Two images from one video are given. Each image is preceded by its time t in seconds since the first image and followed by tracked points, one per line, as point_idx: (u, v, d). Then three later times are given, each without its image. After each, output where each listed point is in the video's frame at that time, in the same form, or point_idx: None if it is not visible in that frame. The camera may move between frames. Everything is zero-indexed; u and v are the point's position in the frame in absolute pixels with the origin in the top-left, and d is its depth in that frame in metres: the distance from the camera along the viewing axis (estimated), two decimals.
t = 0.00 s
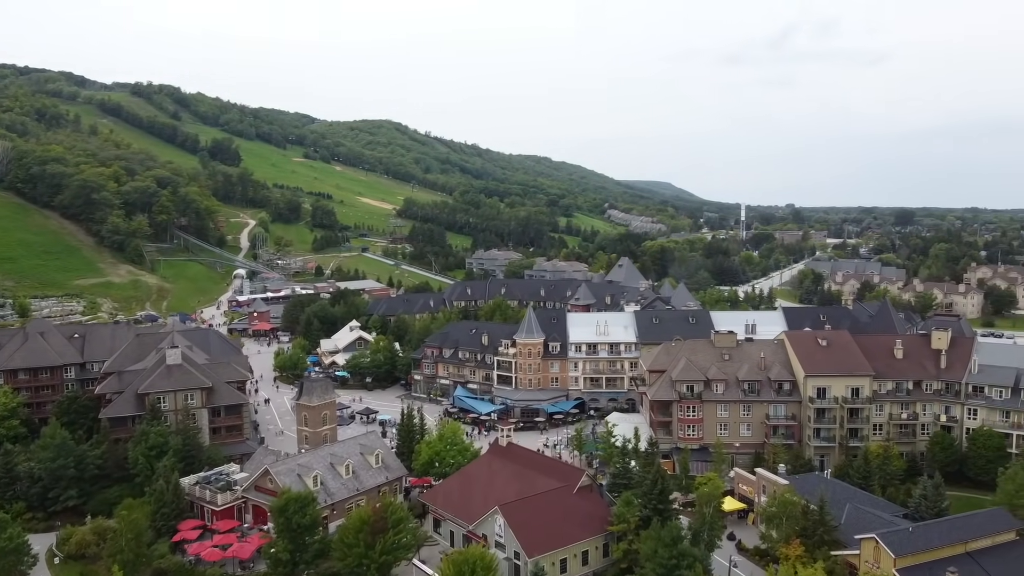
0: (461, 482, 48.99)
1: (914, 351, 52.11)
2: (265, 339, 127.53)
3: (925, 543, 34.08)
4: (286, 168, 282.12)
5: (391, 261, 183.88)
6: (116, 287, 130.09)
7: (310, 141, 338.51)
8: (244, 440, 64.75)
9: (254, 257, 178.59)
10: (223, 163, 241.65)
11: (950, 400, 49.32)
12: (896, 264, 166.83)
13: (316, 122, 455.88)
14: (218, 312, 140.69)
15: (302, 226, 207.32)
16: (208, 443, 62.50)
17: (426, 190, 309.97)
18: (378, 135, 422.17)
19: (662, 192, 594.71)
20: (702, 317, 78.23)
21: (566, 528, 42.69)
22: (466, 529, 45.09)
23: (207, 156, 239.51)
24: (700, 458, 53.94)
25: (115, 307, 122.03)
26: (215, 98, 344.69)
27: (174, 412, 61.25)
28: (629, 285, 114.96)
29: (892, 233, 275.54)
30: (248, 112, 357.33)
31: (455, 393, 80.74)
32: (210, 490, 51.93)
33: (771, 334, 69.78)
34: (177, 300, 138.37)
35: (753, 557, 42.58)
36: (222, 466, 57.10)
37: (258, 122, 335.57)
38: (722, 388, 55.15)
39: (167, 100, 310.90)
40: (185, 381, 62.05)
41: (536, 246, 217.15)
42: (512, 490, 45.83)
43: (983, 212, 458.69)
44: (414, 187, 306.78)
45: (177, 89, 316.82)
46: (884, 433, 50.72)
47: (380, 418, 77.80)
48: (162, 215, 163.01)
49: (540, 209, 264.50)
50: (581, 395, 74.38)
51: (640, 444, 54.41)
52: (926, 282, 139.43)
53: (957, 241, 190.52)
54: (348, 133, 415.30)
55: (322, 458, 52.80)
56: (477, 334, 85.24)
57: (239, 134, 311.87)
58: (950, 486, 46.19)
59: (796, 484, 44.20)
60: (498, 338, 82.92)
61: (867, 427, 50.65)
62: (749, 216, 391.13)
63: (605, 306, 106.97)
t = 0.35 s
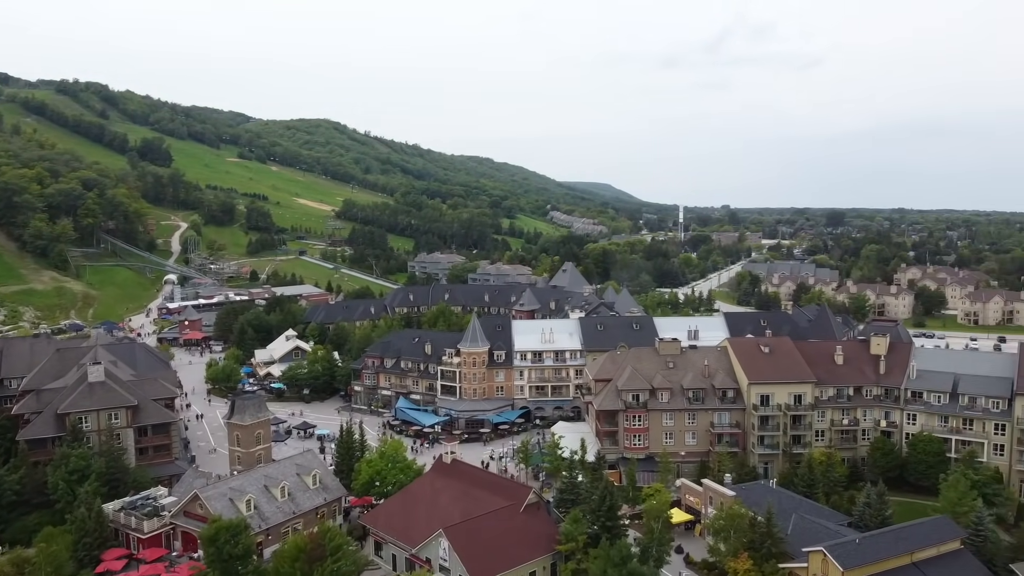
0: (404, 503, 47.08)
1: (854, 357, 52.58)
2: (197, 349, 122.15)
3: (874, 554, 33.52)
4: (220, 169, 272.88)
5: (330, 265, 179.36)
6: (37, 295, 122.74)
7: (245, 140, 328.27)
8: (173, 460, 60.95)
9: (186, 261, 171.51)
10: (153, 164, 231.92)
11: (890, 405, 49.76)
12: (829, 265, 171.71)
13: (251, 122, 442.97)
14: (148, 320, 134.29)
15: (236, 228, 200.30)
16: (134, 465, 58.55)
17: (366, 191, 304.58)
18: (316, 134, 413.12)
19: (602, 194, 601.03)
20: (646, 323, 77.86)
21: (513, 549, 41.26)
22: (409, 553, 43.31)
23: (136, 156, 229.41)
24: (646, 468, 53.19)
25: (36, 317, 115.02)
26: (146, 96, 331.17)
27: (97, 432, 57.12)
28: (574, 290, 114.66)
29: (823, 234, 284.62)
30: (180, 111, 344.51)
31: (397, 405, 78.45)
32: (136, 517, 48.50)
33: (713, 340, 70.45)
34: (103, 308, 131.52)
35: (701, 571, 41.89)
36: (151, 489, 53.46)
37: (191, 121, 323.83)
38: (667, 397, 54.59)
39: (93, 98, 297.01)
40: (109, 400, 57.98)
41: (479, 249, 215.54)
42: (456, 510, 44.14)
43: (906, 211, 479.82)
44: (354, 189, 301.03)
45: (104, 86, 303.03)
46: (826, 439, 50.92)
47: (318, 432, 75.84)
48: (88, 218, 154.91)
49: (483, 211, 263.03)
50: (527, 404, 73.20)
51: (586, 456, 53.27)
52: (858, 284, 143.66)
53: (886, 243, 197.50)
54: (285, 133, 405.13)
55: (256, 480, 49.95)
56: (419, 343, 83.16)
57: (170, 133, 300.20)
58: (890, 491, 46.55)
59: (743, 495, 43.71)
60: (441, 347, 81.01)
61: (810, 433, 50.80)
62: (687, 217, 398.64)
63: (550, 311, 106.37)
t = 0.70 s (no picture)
0: (350, 525, 45.00)
1: (802, 364, 52.80)
2: (131, 360, 116.59)
3: (829, 568, 33.05)
4: (156, 169, 263.03)
5: (272, 269, 174.21)
6: None
7: (183, 140, 317.41)
8: (104, 483, 57.08)
9: (120, 267, 164.16)
10: (85, 164, 221.89)
11: (838, 411, 50.03)
12: (771, 267, 175.49)
13: (189, 120, 429.11)
14: (78, 330, 127.69)
15: (173, 231, 192.86)
16: (61, 489, 54.55)
17: (309, 192, 297.99)
18: (257, 134, 402.68)
19: (549, 195, 603.87)
20: (596, 329, 77.26)
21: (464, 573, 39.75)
22: None
23: (66, 156, 219.08)
24: (599, 480, 52.07)
25: None
26: (77, 94, 317.32)
27: (21, 455, 53.03)
28: (523, 295, 113.82)
29: (764, 235, 291.65)
30: (114, 109, 331.11)
31: (342, 418, 75.98)
32: (62, 546, 45.02)
33: (662, 345, 70.53)
34: (30, 318, 124.52)
35: None
36: (80, 515, 49.85)
37: (126, 120, 311.48)
38: (619, 406, 53.65)
39: (20, 95, 282.81)
40: (34, 420, 54.01)
41: (426, 251, 213.01)
42: (405, 533, 42.34)
43: (841, 212, 496.40)
44: (297, 190, 294.19)
45: (33, 83, 289.11)
46: (776, 447, 50.91)
47: (258, 448, 73.04)
48: (14, 222, 146.79)
49: (430, 212, 260.30)
50: (477, 414, 71.70)
51: (538, 470, 51.91)
52: (800, 285, 147.01)
53: (824, 244, 203.21)
54: (225, 132, 393.66)
55: (191, 505, 47.05)
56: (365, 353, 80.74)
57: (104, 133, 288.07)
58: (841, 499, 46.77)
59: (697, 509, 42.96)
60: (389, 357, 78.83)
61: (760, 441, 50.63)
62: (632, 219, 403.40)
63: (499, 317, 105.35)
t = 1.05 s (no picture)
0: (295, 553, 42.78)
1: (754, 371, 52.71)
2: (64, 371, 110.83)
3: None
4: (91, 170, 252.42)
5: (214, 274, 168.47)
6: None
7: (120, 139, 305.75)
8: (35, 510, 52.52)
9: (52, 273, 156.51)
10: (15, 165, 211.37)
11: (791, 419, 50.04)
12: (718, 269, 178.28)
13: (126, 119, 414.07)
14: (6, 341, 120.89)
15: (110, 234, 184.94)
16: None
17: (253, 193, 290.17)
18: (198, 134, 390.87)
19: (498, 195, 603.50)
20: (549, 337, 76.04)
21: None
22: None
23: None
24: (554, 493, 50.84)
25: None
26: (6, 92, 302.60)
27: None
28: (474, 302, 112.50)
29: (710, 236, 296.82)
30: (45, 106, 316.91)
31: (287, 434, 73.28)
32: None
33: (616, 353, 70.24)
34: None
35: None
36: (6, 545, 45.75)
37: (59, 118, 298.52)
38: (574, 417, 52.50)
39: None
40: None
41: (375, 254, 209.59)
42: (353, 560, 40.35)
43: (782, 214, 509.54)
44: (240, 191, 286.25)
45: None
46: (730, 456, 50.53)
47: (199, 467, 69.78)
48: None
49: (378, 214, 256.52)
50: (429, 426, 70.12)
51: (491, 486, 50.46)
52: (746, 288, 149.54)
53: (768, 246, 207.73)
54: (164, 131, 380.90)
55: (126, 533, 44.09)
56: (310, 364, 78.00)
57: (35, 131, 275.20)
58: (794, 507, 46.77)
59: (654, 525, 41.95)
60: (335, 368, 76.30)
61: (714, 450, 50.20)
62: (581, 221, 405.96)
63: (451, 324, 103.87)
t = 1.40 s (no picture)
0: None
1: (707, 380, 52.38)
2: None
3: None
4: (21, 170, 240.68)
5: (154, 278, 161.84)
6: None
7: (52, 139, 292.72)
8: None
9: None
10: None
11: (744, 428, 49.81)
12: (667, 271, 180.20)
13: (59, 116, 397.25)
14: None
15: (41, 238, 176.16)
16: None
17: (195, 194, 281.05)
18: (136, 133, 377.34)
19: (448, 196, 600.12)
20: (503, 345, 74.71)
21: None
22: None
23: None
24: (509, 509, 49.46)
25: None
26: None
27: None
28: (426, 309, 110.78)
29: (658, 238, 300.66)
30: None
31: (229, 451, 70.22)
32: None
33: (570, 360, 71.61)
34: None
35: None
36: None
37: None
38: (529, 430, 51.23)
39: None
40: None
41: (322, 257, 205.03)
42: None
43: (726, 214, 520.67)
44: (182, 192, 276.93)
45: None
46: (685, 466, 49.98)
47: (136, 487, 66.17)
48: None
49: (326, 215, 251.31)
50: (378, 440, 68.11)
51: (444, 504, 48.80)
52: (695, 290, 151.41)
53: (715, 248, 211.30)
54: (100, 130, 366.37)
55: (56, 566, 40.83)
56: (254, 377, 74.83)
57: None
58: (749, 517, 46.54)
59: (611, 542, 40.74)
60: (280, 382, 73.37)
61: (670, 461, 49.56)
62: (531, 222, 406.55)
63: (401, 332, 102.19)
